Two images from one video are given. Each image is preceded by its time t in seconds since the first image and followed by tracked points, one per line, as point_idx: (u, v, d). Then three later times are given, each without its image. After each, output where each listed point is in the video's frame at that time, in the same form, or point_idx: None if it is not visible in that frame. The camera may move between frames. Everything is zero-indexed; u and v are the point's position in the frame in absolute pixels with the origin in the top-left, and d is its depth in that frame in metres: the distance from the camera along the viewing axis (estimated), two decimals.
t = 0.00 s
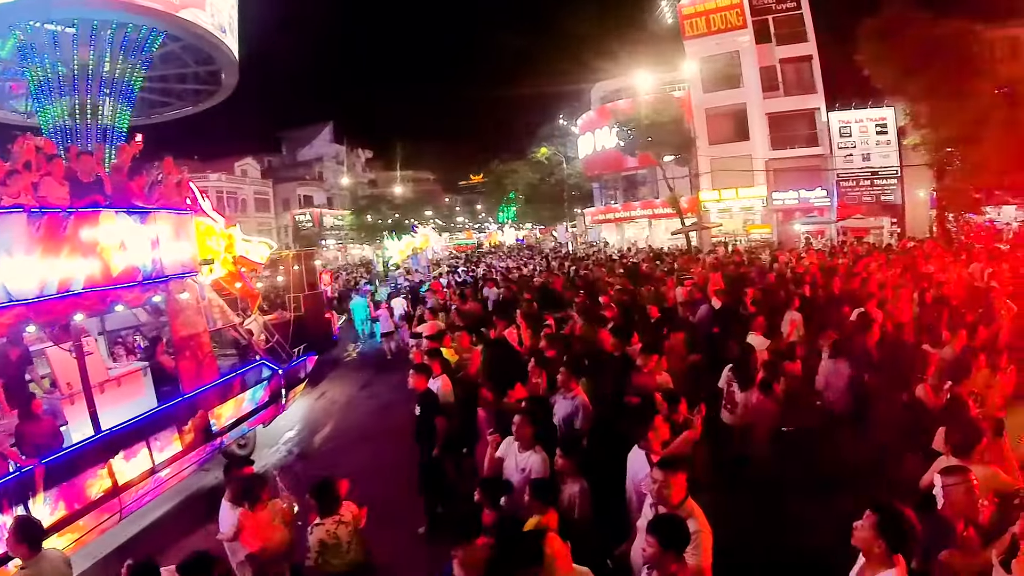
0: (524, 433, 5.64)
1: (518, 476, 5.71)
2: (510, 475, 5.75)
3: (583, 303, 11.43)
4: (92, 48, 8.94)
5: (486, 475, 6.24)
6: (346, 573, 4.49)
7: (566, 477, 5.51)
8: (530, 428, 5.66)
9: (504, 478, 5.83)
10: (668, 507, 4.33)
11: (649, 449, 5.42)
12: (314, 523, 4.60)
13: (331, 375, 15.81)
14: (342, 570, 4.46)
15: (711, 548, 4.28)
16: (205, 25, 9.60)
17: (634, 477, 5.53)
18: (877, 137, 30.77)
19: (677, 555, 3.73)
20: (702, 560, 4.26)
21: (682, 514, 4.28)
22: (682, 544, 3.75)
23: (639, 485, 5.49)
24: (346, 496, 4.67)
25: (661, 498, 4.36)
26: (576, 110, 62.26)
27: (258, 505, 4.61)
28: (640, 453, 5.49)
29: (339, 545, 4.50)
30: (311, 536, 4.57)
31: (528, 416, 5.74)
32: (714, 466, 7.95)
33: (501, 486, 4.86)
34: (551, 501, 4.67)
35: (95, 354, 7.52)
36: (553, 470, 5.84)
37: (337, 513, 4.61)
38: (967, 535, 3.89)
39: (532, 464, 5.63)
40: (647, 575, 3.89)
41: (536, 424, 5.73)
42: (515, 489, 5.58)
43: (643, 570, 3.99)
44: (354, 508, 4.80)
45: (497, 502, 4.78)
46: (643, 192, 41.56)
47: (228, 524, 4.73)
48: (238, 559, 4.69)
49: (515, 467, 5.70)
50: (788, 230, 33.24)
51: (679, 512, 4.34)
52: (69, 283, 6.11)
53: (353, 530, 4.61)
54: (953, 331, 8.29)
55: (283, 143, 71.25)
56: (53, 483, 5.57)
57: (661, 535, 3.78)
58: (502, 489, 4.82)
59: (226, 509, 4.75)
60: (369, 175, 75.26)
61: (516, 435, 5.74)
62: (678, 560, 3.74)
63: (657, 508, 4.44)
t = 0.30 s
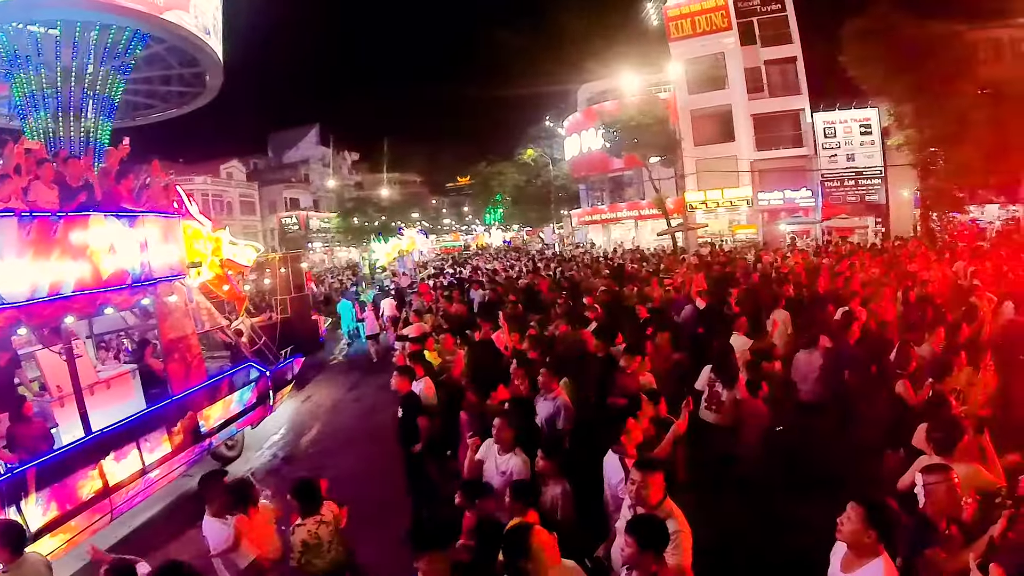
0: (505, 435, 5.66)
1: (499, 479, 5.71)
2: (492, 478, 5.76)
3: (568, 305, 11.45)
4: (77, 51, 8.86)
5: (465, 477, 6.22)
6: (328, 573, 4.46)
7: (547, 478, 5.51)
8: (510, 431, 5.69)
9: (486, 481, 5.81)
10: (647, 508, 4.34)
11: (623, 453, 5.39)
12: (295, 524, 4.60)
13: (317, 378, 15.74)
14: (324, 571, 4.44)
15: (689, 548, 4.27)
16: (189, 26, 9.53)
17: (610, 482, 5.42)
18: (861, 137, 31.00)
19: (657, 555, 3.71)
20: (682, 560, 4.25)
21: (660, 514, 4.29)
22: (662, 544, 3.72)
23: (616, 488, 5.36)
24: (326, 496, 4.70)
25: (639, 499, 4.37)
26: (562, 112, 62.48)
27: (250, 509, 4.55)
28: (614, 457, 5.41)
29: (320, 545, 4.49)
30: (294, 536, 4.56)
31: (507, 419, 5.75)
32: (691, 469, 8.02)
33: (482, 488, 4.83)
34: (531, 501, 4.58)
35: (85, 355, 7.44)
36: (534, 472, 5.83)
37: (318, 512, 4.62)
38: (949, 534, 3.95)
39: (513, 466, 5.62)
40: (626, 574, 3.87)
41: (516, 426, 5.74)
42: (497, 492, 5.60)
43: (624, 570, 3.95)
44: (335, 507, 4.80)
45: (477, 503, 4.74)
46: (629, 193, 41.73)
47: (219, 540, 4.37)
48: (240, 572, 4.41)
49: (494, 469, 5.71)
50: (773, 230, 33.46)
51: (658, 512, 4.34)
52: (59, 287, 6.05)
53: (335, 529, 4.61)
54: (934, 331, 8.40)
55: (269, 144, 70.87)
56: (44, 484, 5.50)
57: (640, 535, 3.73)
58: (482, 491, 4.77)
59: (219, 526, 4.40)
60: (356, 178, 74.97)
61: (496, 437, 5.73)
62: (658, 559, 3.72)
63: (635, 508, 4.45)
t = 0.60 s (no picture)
0: (482, 438, 5.66)
1: (470, 480, 5.56)
2: (465, 483, 5.59)
3: (547, 306, 11.47)
4: (46, 58, 8.68)
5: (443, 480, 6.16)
6: None
7: (524, 480, 5.54)
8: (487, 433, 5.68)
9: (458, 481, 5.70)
10: (620, 507, 4.34)
11: (594, 459, 5.35)
12: (275, 527, 4.60)
13: (296, 384, 15.63)
14: (305, 572, 4.44)
15: (665, 547, 4.26)
16: (163, 30, 9.39)
17: (581, 489, 5.41)
18: (836, 135, 32.02)
19: (629, 553, 3.78)
20: (658, 559, 4.19)
21: (634, 512, 4.29)
22: (635, 543, 3.79)
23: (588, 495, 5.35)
24: (302, 499, 4.67)
25: (613, 498, 4.39)
26: (540, 114, 62.72)
27: (237, 517, 4.48)
28: (584, 464, 5.42)
29: (300, 547, 4.49)
30: (274, 540, 4.55)
31: (484, 421, 5.77)
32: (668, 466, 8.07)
33: (458, 490, 4.81)
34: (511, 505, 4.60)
35: (64, 364, 7.23)
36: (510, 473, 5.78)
37: (296, 515, 4.61)
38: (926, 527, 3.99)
39: (490, 466, 5.53)
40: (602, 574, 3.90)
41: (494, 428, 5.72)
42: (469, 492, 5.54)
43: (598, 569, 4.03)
44: (311, 508, 4.78)
45: (454, 507, 4.71)
46: (607, 193, 41.95)
47: (208, 554, 4.36)
48: None
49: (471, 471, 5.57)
50: (751, 227, 33.68)
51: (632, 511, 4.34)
52: (41, 295, 5.92)
53: (314, 531, 4.59)
54: (908, 325, 8.53)
55: (245, 149, 70.17)
56: (29, 491, 5.39)
57: (614, 534, 3.81)
58: (457, 495, 4.74)
59: (207, 541, 4.40)
60: (334, 181, 74.55)
61: (472, 440, 5.70)
62: (632, 557, 3.78)
63: (609, 508, 4.45)
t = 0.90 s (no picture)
0: (445, 440, 5.67)
1: (433, 478, 5.62)
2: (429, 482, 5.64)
3: (513, 305, 11.50)
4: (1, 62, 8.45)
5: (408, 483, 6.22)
6: None
7: (489, 480, 5.39)
8: (451, 434, 5.70)
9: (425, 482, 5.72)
10: (583, 503, 4.37)
11: (554, 460, 5.23)
12: (242, 535, 4.57)
13: (261, 390, 15.42)
14: None
15: (630, 540, 4.29)
16: (119, 30, 9.16)
17: (546, 491, 5.51)
18: (795, 131, 32.58)
19: (596, 549, 3.86)
20: (623, 552, 4.23)
21: (597, 508, 4.31)
22: (600, 538, 3.86)
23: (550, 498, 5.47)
24: (267, 503, 4.65)
25: (576, 495, 4.42)
26: (502, 113, 62.79)
27: (207, 528, 4.41)
28: (545, 465, 5.49)
29: (269, 552, 4.49)
30: (241, 549, 4.53)
31: (448, 424, 5.78)
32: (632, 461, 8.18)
33: (424, 492, 4.81)
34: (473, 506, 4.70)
35: (28, 375, 6.87)
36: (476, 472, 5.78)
37: (263, 520, 4.59)
38: (886, 513, 4.08)
39: (453, 466, 5.56)
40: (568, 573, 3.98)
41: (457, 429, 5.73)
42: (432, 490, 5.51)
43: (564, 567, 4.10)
44: (276, 513, 4.77)
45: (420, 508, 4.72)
46: (571, 191, 42.25)
47: (176, 567, 4.26)
48: None
49: (437, 470, 5.60)
50: (713, 223, 34.32)
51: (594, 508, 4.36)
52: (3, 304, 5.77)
53: (280, 535, 4.59)
54: (867, 317, 8.74)
55: (205, 151, 68.83)
56: None
57: (576, 530, 3.88)
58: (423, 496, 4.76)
59: (177, 554, 4.30)
60: (296, 183, 73.57)
61: (437, 442, 5.71)
62: (593, 553, 3.87)
63: (573, 505, 4.49)
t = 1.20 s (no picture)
0: (415, 440, 5.58)
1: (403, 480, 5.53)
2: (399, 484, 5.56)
3: (483, 304, 11.50)
4: None
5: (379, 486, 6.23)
6: None
7: (460, 480, 5.29)
8: (420, 435, 5.61)
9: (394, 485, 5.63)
10: (553, 500, 4.44)
11: (517, 456, 5.48)
12: (213, 538, 4.50)
13: (230, 395, 15.19)
14: None
15: (601, 532, 4.32)
16: (81, 28, 8.93)
17: (511, 486, 5.52)
18: (761, 129, 32.78)
19: (565, 545, 3.72)
20: (594, 546, 4.23)
21: (565, 504, 4.37)
22: (570, 535, 3.73)
23: (516, 492, 5.48)
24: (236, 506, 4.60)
25: (546, 491, 4.48)
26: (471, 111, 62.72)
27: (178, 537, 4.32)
28: (508, 462, 5.54)
29: (241, 555, 4.44)
30: (213, 553, 4.47)
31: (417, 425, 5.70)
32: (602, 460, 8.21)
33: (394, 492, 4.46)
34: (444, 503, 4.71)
35: None
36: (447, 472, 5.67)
37: (233, 523, 4.52)
38: (854, 502, 4.14)
39: (422, 467, 5.45)
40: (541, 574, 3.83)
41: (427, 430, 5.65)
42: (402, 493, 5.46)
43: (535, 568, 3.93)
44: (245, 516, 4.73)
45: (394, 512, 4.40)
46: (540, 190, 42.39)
47: None
48: None
49: (404, 471, 5.52)
50: (681, 220, 34.79)
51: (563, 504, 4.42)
52: None
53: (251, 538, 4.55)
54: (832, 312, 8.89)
55: (169, 151, 67.39)
56: None
57: (546, 531, 3.73)
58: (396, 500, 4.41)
59: (144, 566, 4.20)
60: (262, 183, 72.51)
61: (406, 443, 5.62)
62: (565, 551, 3.72)
63: (543, 502, 4.55)
